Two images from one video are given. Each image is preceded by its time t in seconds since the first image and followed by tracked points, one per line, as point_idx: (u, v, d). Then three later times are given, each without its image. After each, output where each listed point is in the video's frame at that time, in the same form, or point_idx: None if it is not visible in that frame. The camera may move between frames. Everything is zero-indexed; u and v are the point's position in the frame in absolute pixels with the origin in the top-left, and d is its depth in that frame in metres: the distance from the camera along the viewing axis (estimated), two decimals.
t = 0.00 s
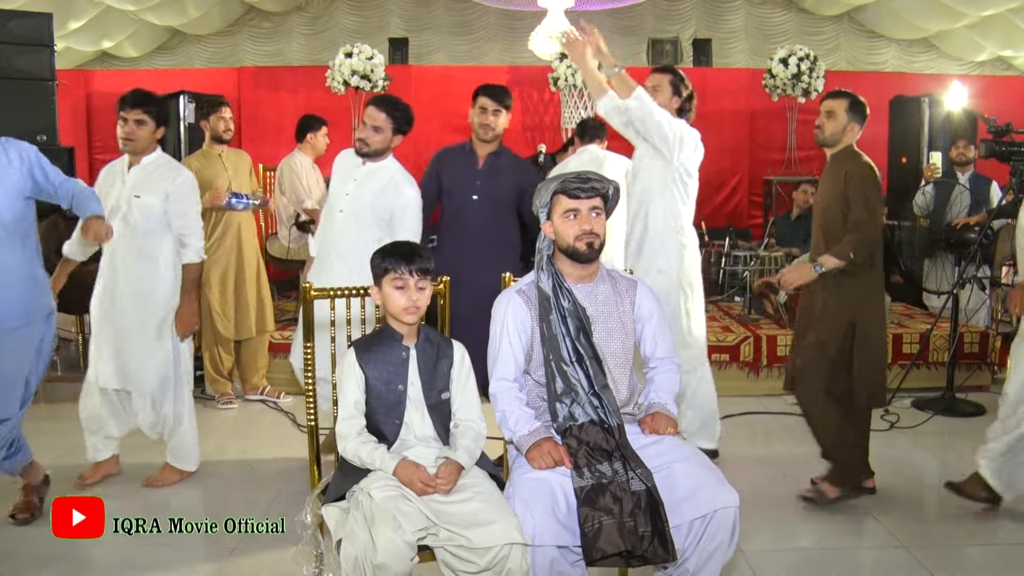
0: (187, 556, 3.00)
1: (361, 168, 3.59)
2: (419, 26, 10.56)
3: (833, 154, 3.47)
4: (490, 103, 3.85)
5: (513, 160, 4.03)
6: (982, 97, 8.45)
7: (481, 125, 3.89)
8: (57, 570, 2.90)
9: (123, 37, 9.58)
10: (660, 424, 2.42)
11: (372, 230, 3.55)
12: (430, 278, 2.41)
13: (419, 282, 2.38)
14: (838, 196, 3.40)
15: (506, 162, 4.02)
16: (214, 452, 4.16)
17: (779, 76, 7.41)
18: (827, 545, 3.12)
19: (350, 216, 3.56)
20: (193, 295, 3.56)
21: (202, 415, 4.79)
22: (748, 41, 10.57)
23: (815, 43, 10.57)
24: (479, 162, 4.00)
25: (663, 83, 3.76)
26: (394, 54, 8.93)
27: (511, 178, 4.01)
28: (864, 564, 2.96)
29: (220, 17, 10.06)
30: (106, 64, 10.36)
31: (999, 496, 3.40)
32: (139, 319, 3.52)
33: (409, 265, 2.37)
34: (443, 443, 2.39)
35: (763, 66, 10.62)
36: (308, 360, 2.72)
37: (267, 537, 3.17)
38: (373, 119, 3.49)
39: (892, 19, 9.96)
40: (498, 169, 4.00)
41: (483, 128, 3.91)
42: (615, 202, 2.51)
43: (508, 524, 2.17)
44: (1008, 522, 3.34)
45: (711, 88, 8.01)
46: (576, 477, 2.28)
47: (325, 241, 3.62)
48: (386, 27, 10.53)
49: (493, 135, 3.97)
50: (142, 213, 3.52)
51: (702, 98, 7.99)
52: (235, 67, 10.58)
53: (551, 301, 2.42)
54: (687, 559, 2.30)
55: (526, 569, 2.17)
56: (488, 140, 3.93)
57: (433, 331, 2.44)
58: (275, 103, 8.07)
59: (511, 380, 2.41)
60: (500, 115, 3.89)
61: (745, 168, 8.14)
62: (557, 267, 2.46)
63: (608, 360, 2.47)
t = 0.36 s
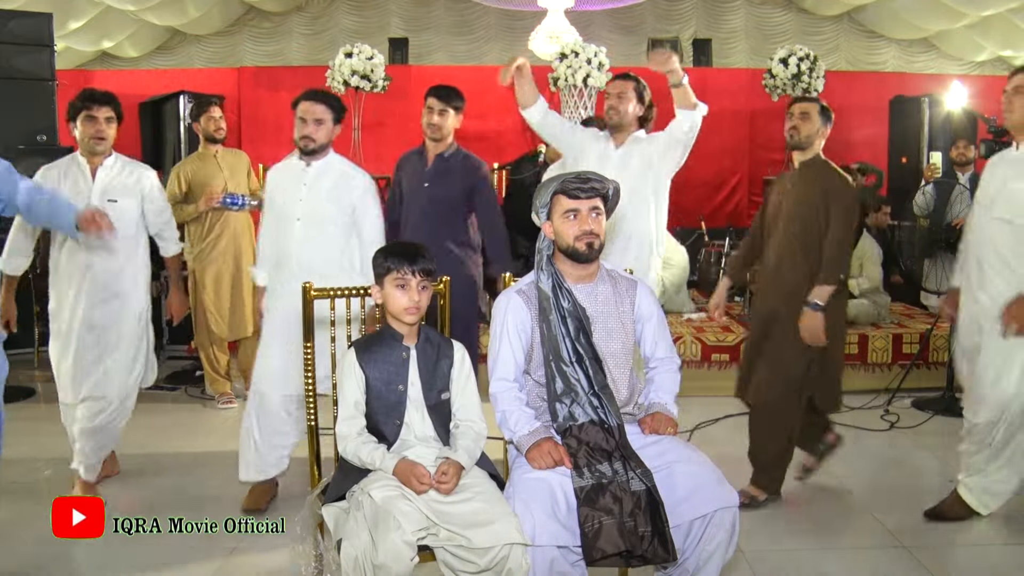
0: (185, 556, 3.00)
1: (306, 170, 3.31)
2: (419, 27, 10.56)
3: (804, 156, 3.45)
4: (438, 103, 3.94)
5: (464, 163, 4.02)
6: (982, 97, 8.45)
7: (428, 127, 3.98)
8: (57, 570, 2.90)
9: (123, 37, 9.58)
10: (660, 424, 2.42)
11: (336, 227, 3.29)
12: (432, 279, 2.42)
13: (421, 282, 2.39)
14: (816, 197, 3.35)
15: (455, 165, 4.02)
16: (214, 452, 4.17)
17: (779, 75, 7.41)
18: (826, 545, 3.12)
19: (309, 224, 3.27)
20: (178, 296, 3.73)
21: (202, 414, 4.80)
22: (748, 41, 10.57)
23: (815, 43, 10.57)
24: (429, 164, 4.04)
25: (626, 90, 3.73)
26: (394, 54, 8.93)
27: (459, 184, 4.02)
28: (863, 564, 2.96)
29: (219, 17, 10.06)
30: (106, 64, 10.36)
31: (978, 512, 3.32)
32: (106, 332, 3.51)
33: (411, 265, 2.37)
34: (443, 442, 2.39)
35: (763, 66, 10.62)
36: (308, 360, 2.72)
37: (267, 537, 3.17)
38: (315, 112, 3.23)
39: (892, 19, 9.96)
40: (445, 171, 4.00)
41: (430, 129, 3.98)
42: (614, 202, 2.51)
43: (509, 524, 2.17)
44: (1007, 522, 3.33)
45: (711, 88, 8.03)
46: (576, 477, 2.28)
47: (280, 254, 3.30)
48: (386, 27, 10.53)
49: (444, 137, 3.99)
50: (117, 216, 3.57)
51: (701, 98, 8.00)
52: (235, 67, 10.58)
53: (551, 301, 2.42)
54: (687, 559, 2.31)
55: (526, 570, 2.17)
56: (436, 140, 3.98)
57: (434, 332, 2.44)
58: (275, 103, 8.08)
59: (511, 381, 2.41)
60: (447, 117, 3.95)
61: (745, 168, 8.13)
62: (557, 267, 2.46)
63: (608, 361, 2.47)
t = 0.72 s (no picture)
0: (184, 556, 3.00)
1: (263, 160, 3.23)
2: (420, 27, 10.56)
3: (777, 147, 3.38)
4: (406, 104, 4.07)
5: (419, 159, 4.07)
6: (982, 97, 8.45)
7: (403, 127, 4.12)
8: (58, 569, 2.90)
9: (123, 37, 9.59)
10: (660, 424, 2.42)
11: (293, 221, 3.26)
12: (432, 278, 2.41)
13: (420, 281, 2.38)
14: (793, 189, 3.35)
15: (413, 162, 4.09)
16: (214, 451, 4.17)
17: (779, 75, 7.41)
18: (827, 545, 3.12)
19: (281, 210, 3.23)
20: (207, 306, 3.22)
21: (202, 414, 4.80)
22: (748, 41, 10.57)
23: (815, 43, 10.57)
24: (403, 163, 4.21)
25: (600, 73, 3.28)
26: (394, 54, 8.93)
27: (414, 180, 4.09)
28: (864, 565, 2.96)
29: (219, 17, 10.06)
30: (106, 63, 10.37)
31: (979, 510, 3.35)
32: (88, 335, 3.22)
33: (410, 265, 2.37)
34: (443, 443, 2.39)
35: (763, 65, 10.62)
36: (308, 360, 2.72)
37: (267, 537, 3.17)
38: (262, 94, 3.19)
39: (891, 19, 9.96)
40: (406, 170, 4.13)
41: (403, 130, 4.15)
42: (614, 202, 2.51)
43: (509, 524, 2.17)
44: (1006, 522, 3.33)
45: (711, 87, 8.03)
46: (576, 477, 2.28)
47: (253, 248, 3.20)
48: (386, 27, 10.54)
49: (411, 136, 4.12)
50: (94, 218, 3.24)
51: (701, 98, 8.01)
52: (235, 67, 10.58)
53: (551, 301, 2.42)
54: (687, 559, 2.31)
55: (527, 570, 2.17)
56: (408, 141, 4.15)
57: (434, 332, 2.44)
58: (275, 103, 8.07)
59: (511, 381, 2.41)
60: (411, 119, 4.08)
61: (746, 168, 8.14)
62: (557, 267, 2.46)
63: (608, 361, 2.47)
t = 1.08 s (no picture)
0: (183, 557, 3.00)
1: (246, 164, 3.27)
2: (419, 27, 10.57)
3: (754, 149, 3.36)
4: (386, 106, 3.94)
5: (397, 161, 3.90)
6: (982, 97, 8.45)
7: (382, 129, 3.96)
8: (58, 570, 2.91)
9: (123, 37, 9.59)
10: (660, 424, 2.42)
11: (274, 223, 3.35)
12: (432, 278, 2.41)
13: (421, 281, 2.38)
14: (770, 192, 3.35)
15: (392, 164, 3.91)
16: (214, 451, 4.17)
17: (779, 76, 7.41)
18: (826, 545, 3.12)
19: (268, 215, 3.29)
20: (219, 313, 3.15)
21: (202, 414, 4.80)
22: (748, 41, 10.57)
23: (815, 42, 10.57)
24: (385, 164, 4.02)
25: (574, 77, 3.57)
26: (394, 54, 8.93)
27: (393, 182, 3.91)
28: (862, 565, 2.96)
29: (219, 17, 10.06)
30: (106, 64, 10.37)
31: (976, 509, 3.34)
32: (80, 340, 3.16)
33: (411, 265, 2.37)
34: (443, 442, 2.40)
35: (763, 65, 10.63)
36: (308, 359, 2.72)
37: (267, 537, 3.17)
38: (245, 95, 3.22)
39: (891, 19, 9.97)
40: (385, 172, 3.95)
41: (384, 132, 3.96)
42: (615, 201, 2.52)
43: (509, 525, 2.17)
44: (1005, 522, 3.34)
45: (712, 87, 8.03)
46: (576, 477, 2.28)
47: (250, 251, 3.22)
48: (386, 27, 10.54)
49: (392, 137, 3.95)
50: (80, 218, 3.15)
51: (702, 97, 8.02)
52: (235, 67, 10.59)
53: (551, 301, 2.42)
54: (687, 559, 2.31)
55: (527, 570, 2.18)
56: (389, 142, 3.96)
57: (434, 332, 2.44)
58: (275, 103, 8.07)
59: (511, 381, 2.41)
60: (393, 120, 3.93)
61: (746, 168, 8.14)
62: (556, 267, 2.46)
63: (608, 361, 2.47)
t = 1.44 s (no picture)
0: (183, 557, 3.00)
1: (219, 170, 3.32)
2: (419, 27, 10.57)
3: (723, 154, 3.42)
4: (370, 106, 3.77)
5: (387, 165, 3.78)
6: (982, 97, 8.45)
7: (360, 129, 3.78)
8: (57, 570, 2.91)
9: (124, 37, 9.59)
10: (660, 424, 2.42)
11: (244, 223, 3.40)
12: (432, 278, 2.41)
13: (420, 281, 2.38)
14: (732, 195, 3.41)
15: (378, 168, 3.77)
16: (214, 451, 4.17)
17: (779, 75, 7.40)
18: (826, 545, 3.12)
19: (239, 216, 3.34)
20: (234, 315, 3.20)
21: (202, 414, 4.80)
22: (748, 41, 10.58)
23: (815, 42, 10.57)
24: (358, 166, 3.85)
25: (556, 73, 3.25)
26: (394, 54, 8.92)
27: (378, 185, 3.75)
28: (862, 565, 2.96)
29: (219, 17, 10.06)
30: (106, 63, 10.36)
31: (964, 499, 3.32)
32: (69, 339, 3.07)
33: (410, 265, 2.37)
34: (443, 442, 2.39)
35: (763, 65, 10.63)
36: (308, 359, 2.72)
37: (266, 537, 3.17)
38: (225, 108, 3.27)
39: (891, 20, 9.97)
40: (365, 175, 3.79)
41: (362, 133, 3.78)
42: (614, 202, 2.51)
43: (509, 525, 2.17)
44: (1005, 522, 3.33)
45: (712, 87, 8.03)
46: (576, 477, 2.28)
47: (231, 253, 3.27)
48: (386, 26, 10.54)
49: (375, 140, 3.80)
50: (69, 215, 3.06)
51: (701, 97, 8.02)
52: (234, 67, 10.58)
53: (551, 301, 2.43)
54: (687, 559, 2.32)
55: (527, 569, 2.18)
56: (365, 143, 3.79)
57: (434, 332, 2.44)
58: (275, 103, 8.08)
59: (511, 380, 2.41)
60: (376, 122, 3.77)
61: (745, 168, 8.15)
62: (557, 267, 2.46)
63: (608, 361, 2.47)
